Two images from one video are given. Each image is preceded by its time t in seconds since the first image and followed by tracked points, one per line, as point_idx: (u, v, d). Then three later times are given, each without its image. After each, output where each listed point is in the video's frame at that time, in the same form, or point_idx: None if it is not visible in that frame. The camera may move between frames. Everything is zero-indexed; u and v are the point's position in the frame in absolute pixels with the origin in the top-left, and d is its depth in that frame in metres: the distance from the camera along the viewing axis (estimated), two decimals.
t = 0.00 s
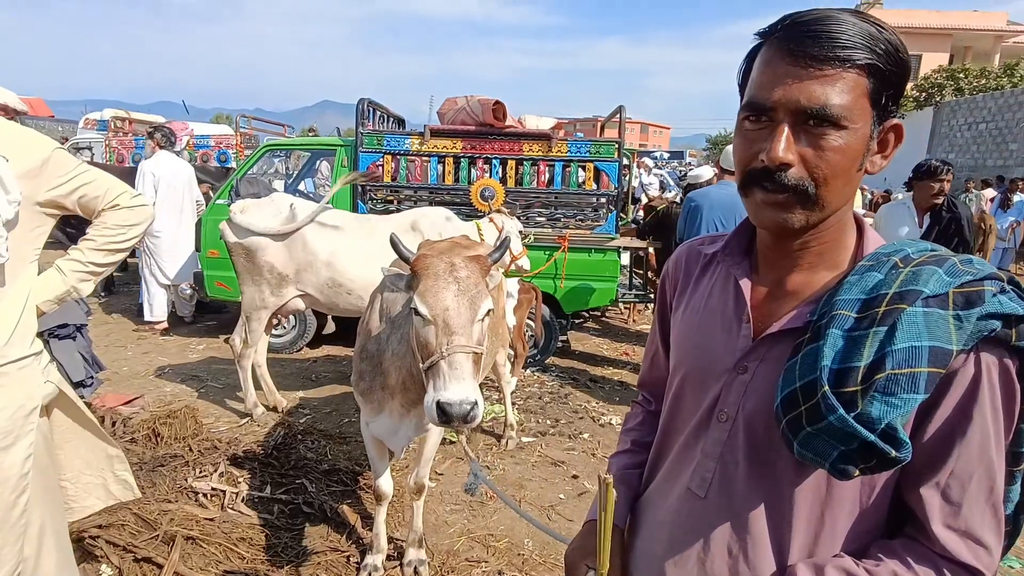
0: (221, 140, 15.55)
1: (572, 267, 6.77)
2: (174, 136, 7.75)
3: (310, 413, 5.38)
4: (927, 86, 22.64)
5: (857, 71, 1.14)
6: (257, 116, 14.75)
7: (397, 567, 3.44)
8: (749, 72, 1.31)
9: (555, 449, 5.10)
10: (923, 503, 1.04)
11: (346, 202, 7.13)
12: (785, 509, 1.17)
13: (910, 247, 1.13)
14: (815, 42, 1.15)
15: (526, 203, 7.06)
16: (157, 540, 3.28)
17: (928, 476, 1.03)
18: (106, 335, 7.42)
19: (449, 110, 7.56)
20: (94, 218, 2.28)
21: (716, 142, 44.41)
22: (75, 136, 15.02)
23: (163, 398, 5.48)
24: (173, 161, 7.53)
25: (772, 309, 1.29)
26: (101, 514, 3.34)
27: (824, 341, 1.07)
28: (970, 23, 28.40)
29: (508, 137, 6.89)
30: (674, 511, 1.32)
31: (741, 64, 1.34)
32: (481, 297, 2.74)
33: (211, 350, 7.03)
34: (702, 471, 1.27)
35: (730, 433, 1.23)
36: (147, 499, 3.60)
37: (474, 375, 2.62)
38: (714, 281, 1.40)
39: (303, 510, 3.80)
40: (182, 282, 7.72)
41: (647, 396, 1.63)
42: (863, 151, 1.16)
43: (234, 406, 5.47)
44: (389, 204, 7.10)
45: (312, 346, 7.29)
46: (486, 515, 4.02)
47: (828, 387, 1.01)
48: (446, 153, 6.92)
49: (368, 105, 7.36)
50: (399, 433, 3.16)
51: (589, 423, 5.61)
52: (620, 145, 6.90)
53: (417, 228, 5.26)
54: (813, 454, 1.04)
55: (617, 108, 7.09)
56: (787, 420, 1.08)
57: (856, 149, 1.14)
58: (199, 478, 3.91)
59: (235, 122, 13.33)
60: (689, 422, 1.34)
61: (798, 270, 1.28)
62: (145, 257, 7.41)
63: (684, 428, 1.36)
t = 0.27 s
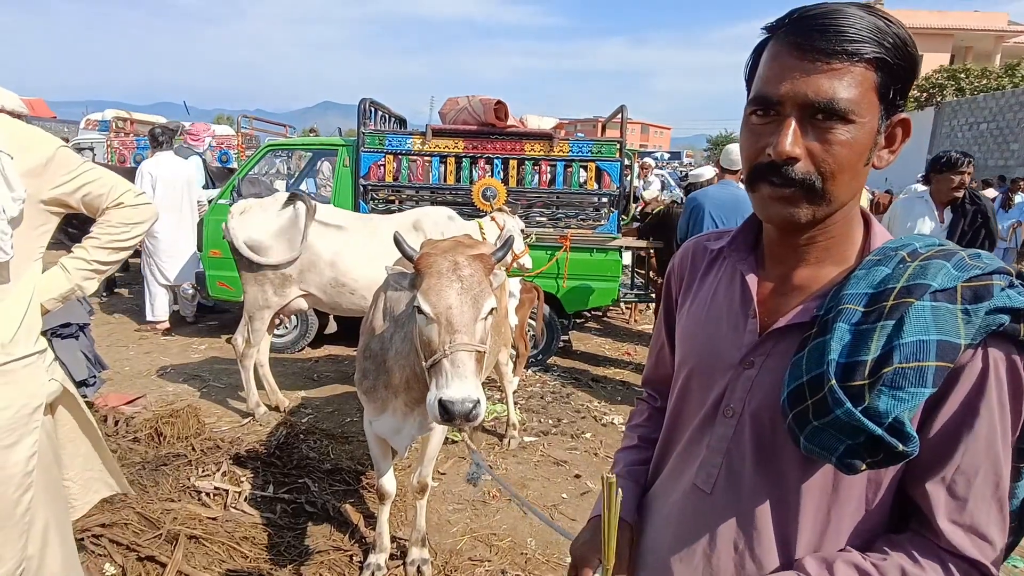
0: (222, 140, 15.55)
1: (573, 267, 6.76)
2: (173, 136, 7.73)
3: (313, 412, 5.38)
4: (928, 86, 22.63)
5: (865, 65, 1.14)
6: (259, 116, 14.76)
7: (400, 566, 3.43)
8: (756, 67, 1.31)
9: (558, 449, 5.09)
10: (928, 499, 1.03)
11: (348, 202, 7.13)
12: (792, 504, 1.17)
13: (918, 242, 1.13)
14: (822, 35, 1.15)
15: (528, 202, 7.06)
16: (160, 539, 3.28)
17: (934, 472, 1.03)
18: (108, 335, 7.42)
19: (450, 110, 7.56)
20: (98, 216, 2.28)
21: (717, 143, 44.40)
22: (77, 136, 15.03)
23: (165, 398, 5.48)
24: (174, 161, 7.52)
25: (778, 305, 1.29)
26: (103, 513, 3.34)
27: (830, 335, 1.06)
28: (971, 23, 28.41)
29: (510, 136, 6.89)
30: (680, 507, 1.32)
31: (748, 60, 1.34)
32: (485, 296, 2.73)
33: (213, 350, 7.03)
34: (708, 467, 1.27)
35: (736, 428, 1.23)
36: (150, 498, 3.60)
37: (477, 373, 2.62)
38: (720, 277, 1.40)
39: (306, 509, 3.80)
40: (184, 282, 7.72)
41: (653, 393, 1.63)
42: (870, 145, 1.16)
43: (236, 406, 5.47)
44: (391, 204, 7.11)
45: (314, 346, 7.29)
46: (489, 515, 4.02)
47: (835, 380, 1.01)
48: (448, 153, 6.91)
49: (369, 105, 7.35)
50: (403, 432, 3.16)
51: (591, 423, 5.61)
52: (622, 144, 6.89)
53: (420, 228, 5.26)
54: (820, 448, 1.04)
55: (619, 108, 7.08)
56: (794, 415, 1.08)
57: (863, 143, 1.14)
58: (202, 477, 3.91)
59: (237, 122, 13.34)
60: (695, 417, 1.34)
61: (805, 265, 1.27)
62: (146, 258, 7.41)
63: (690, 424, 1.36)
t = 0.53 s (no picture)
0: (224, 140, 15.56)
1: (575, 266, 6.76)
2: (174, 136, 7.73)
3: (315, 411, 5.39)
4: (930, 86, 22.59)
5: (871, 61, 1.14)
6: (260, 116, 14.76)
7: (403, 564, 3.44)
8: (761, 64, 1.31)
9: (560, 448, 5.10)
10: (934, 493, 1.04)
11: (350, 201, 7.13)
12: (797, 499, 1.17)
13: (924, 237, 1.13)
14: (828, 33, 1.16)
15: (530, 202, 7.06)
16: (164, 537, 3.28)
17: (939, 466, 1.03)
18: (110, 334, 7.43)
19: (452, 109, 7.57)
20: (105, 214, 2.29)
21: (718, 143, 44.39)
22: (79, 137, 15.05)
23: (169, 397, 5.49)
24: (175, 161, 7.55)
25: (784, 301, 1.29)
26: (108, 511, 3.35)
27: (837, 330, 1.07)
28: (972, 23, 28.37)
29: (512, 136, 6.90)
30: (686, 503, 1.32)
31: (753, 57, 1.34)
32: (489, 294, 2.74)
33: (215, 350, 7.03)
34: (714, 462, 1.27)
35: (742, 423, 1.23)
36: (154, 497, 3.61)
37: (481, 371, 2.63)
38: (725, 273, 1.40)
39: (309, 508, 3.81)
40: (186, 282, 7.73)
41: (657, 391, 1.63)
42: (875, 142, 1.16)
43: (239, 405, 5.48)
44: (393, 204, 7.11)
45: (316, 345, 7.30)
46: (492, 513, 4.02)
47: (842, 374, 1.01)
48: (451, 152, 6.92)
49: (371, 105, 7.35)
50: (406, 430, 3.16)
51: (593, 422, 5.61)
52: (624, 144, 6.89)
53: (423, 227, 5.26)
54: (827, 442, 1.04)
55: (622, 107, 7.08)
56: (801, 409, 1.08)
57: (869, 139, 1.15)
58: (205, 476, 3.92)
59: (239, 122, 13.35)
60: (700, 413, 1.34)
61: (810, 261, 1.28)
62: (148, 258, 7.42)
63: (695, 420, 1.36)
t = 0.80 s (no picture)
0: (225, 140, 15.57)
1: (577, 266, 6.76)
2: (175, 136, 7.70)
3: (317, 412, 5.39)
4: (930, 86, 22.57)
5: (869, 61, 1.14)
6: (261, 117, 14.76)
7: (405, 565, 3.45)
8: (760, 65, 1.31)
9: (562, 448, 5.10)
10: (937, 492, 1.04)
11: (351, 201, 7.13)
12: (800, 499, 1.17)
13: (924, 235, 1.13)
14: (827, 33, 1.16)
15: (531, 202, 7.07)
16: (167, 537, 3.29)
17: (942, 466, 1.03)
18: (112, 334, 7.44)
19: (454, 110, 7.57)
20: (108, 215, 2.29)
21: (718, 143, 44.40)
22: (80, 137, 15.05)
23: (171, 397, 5.49)
24: (175, 161, 7.53)
25: (785, 299, 1.29)
26: (111, 511, 3.35)
27: (837, 328, 1.07)
28: (973, 23, 28.36)
29: (513, 136, 6.90)
30: (689, 503, 1.32)
31: (752, 58, 1.34)
32: (492, 294, 2.74)
33: (217, 350, 7.04)
34: (717, 462, 1.27)
35: (744, 423, 1.23)
36: (157, 497, 3.61)
37: (484, 371, 2.63)
38: (726, 274, 1.40)
39: (311, 508, 3.81)
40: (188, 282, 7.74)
41: (660, 391, 1.63)
42: (874, 141, 1.16)
43: (241, 405, 5.49)
44: (394, 204, 7.11)
45: (317, 346, 7.30)
46: (494, 514, 4.02)
47: (843, 372, 1.01)
48: (452, 152, 6.92)
49: (372, 105, 7.36)
50: (409, 431, 3.17)
51: (595, 422, 5.61)
52: (625, 144, 6.90)
53: (424, 227, 5.26)
54: (828, 441, 1.04)
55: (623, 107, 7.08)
56: (802, 408, 1.09)
57: (869, 139, 1.15)
58: (208, 476, 3.92)
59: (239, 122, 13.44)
60: (702, 413, 1.34)
61: (811, 260, 1.28)
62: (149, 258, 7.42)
63: (697, 420, 1.36)
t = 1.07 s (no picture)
0: (226, 141, 15.58)
1: (578, 268, 6.76)
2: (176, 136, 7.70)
3: (318, 413, 5.39)
4: (931, 86, 22.54)
5: (872, 67, 1.14)
6: (262, 118, 14.77)
7: (407, 567, 3.44)
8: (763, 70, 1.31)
9: (563, 450, 5.10)
10: (944, 498, 1.03)
11: (352, 203, 7.13)
12: (805, 505, 1.17)
13: (928, 241, 1.12)
14: (830, 39, 1.15)
15: (532, 203, 7.07)
16: (169, 540, 3.28)
17: (949, 472, 1.03)
18: (113, 336, 7.44)
19: (455, 111, 7.56)
20: (110, 217, 2.29)
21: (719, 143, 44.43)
22: (80, 138, 15.06)
23: (172, 399, 5.49)
24: (175, 162, 7.52)
25: (789, 305, 1.29)
26: (112, 514, 3.35)
27: (842, 335, 1.06)
28: (974, 23, 28.32)
29: (514, 137, 6.90)
30: (693, 509, 1.31)
31: (754, 63, 1.34)
32: (493, 297, 2.74)
33: (218, 351, 7.04)
34: (721, 468, 1.26)
35: (748, 429, 1.23)
36: (159, 500, 3.61)
37: (486, 374, 2.62)
38: (729, 279, 1.39)
39: (313, 510, 3.81)
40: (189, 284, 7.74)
41: (663, 395, 1.62)
42: (877, 148, 1.16)
43: (242, 407, 5.49)
44: (395, 205, 7.11)
45: (318, 347, 7.30)
46: (496, 516, 4.02)
47: (848, 380, 1.01)
48: (453, 154, 6.91)
49: (373, 106, 7.35)
50: (411, 433, 3.16)
51: (596, 424, 5.61)
52: (626, 145, 6.90)
53: (425, 229, 5.26)
54: (833, 449, 1.04)
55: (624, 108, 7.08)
56: (807, 415, 1.08)
57: (872, 145, 1.14)
58: (209, 478, 3.92)
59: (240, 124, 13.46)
60: (706, 419, 1.34)
61: (814, 266, 1.27)
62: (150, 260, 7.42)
63: (700, 425, 1.36)
